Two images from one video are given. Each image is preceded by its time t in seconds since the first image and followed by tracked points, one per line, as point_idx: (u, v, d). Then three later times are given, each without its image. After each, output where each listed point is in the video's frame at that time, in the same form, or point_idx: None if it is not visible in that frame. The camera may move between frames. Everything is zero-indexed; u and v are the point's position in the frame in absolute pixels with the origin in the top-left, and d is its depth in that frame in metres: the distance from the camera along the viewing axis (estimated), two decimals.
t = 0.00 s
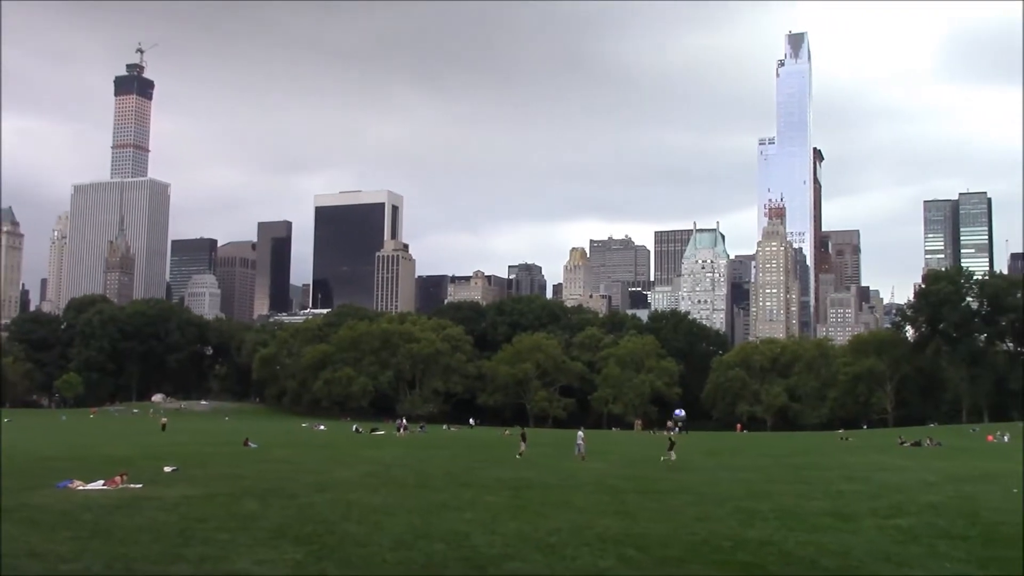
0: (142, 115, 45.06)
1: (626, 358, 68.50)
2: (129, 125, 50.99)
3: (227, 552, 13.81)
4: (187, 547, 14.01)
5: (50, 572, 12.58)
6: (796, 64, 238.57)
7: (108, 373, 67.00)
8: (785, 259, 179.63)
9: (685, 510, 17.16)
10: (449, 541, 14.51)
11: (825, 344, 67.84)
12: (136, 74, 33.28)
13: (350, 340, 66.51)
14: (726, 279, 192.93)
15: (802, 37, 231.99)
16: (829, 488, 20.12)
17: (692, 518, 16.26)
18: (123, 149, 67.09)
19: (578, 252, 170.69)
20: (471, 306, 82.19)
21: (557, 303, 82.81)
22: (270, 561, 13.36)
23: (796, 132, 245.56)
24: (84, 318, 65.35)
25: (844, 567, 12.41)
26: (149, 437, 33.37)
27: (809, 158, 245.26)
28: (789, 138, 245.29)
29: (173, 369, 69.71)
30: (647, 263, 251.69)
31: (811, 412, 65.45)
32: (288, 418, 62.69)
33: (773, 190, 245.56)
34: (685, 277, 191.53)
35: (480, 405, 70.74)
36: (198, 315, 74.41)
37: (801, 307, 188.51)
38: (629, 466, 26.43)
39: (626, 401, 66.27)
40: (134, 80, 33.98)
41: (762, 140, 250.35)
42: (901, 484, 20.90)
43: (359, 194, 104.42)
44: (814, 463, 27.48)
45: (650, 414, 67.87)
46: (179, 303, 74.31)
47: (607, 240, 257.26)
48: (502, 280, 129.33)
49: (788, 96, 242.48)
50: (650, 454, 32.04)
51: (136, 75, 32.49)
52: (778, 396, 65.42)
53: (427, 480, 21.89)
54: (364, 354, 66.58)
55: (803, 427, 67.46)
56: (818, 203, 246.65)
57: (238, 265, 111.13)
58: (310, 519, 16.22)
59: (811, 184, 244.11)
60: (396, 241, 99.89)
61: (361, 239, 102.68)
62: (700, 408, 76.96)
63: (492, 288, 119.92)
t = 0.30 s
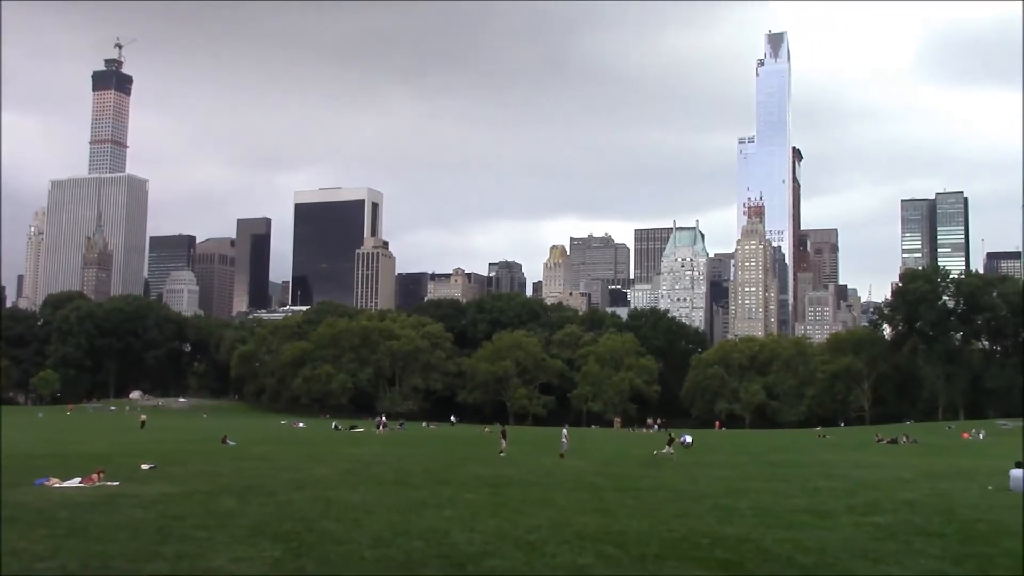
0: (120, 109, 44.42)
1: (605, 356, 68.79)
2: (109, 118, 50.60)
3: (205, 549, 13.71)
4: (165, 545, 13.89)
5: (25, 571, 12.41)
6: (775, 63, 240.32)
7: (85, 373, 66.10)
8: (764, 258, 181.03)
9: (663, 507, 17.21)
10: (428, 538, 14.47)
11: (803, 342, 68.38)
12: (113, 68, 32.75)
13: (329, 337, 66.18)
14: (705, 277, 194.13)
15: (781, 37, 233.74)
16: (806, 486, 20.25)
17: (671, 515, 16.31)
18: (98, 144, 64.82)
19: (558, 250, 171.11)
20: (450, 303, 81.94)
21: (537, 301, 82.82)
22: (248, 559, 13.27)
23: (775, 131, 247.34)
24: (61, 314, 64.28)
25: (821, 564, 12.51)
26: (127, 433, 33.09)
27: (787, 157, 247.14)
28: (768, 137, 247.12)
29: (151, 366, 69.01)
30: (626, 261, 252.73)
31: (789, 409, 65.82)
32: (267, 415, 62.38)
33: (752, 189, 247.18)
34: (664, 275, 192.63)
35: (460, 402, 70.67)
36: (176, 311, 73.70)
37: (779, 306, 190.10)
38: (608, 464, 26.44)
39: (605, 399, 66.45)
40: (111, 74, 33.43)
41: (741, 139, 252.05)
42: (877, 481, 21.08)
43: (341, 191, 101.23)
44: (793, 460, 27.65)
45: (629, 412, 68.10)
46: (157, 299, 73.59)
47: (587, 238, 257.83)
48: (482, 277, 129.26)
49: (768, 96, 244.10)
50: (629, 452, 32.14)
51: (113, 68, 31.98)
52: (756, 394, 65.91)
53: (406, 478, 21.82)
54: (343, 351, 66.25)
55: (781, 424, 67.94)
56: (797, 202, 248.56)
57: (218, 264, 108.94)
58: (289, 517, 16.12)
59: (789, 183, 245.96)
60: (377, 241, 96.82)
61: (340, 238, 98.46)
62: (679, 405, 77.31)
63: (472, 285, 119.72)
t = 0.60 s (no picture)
0: (89, 103, 43.34)
1: (577, 353, 69.03)
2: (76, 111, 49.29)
3: (173, 546, 13.54)
4: (132, 542, 13.71)
5: None
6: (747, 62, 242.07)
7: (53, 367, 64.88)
8: (735, 256, 182.21)
9: (633, 503, 17.30)
10: (397, 535, 14.42)
11: (773, 340, 68.95)
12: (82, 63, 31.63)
13: (300, 334, 65.73)
14: (676, 275, 195.36)
15: (752, 36, 234.88)
16: (774, 482, 20.45)
17: (641, 511, 16.39)
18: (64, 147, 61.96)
19: (529, 247, 171.09)
20: (422, 300, 81.68)
21: (508, 297, 82.91)
22: (216, 556, 13.14)
23: (746, 129, 248.71)
24: (26, 311, 61.06)
25: (788, 559, 12.64)
26: (94, 431, 32.67)
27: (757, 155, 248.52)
28: (739, 135, 248.55)
29: (118, 362, 68.27)
30: (598, 258, 253.66)
31: (758, 406, 66.38)
32: (236, 412, 61.83)
33: (723, 187, 248.19)
34: (636, 272, 193.72)
35: (431, 399, 70.41)
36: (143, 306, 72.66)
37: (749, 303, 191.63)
38: (578, 461, 26.54)
39: (576, 396, 66.60)
40: (79, 67, 32.45)
41: (712, 137, 253.61)
42: (844, 477, 21.35)
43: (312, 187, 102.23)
44: (762, 457, 27.93)
45: (600, 409, 68.34)
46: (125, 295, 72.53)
47: (559, 235, 258.18)
48: (453, 274, 129.02)
49: (739, 94, 245.79)
50: (600, 448, 32.30)
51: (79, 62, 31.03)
52: (726, 390, 66.47)
53: (376, 475, 21.73)
54: (314, 348, 65.81)
55: (751, 421, 68.40)
56: (767, 200, 250.77)
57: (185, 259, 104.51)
58: (259, 514, 15.97)
59: (760, 181, 247.45)
60: (348, 238, 97.76)
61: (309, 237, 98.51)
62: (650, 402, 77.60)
63: (444, 281, 119.39)
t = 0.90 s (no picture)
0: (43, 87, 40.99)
1: (539, 349, 69.22)
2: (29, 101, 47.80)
3: (129, 545, 13.25)
4: (88, 540, 13.41)
5: None
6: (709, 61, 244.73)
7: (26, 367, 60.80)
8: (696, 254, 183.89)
9: (595, 500, 17.35)
10: (359, 532, 14.30)
11: (733, 338, 69.66)
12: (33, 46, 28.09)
13: (260, 331, 65.08)
14: (638, 272, 196.95)
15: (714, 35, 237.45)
16: (733, 477, 20.63)
17: (603, 507, 16.44)
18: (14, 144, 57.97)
19: (492, 244, 170.82)
20: (384, 296, 81.21)
21: (471, 294, 82.79)
22: (173, 555, 12.89)
23: (707, 128, 251.57)
24: None
25: (747, 554, 12.77)
26: (48, 427, 31.96)
27: (718, 153, 251.44)
28: (700, 134, 251.43)
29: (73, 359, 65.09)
30: (560, 255, 254.60)
31: (718, 403, 67.10)
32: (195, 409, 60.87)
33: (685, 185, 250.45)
34: (598, 269, 195.02)
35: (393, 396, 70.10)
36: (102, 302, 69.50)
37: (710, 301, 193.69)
38: (540, 457, 26.57)
39: (538, 392, 66.78)
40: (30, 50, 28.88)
41: (674, 135, 256.13)
42: (802, 473, 21.65)
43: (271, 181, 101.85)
44: (722, 453, 28.25)
45: (562, 405, 68.63)
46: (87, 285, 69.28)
47: (522, 232, 258.40)
48: (415, 270, 128.73)
49: (701, 93, 248.33)
50: (562, 445, 32.38)
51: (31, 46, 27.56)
52: (687, 387, 67.07)
53: (338, 472, 21.50)
54: (275, 344, 65.10)
55: (711, 418, 69.11)
56: (728, 198, 253.78)
57: (143, 254, 82.94)
58: (217, 512, 15.72)
59: (721, 180, 250.29)
60: (309, 233, 97.27)
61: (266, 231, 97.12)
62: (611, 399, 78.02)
63: (406, 277, 118.83)
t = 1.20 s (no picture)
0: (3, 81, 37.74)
1: (512, 345, 69.31)
2: None
3: (99, 543, 13.08)
4: (57, 538, 13.20)
5: None
6: (681, 57, 245.57)
7: (51, 375, 56.76)
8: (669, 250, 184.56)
9: (567, 495, 17.38)
10: (331, 528, 14.21)
11: (705, 333, 70.10)
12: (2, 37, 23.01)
13: (232, 326, 64.40)
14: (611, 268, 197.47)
15: (687, 32, 237.92)
16: (705, 472, 20.78)
17: (574, 503, 16.48)
18: None
19: (465, 239, 170.06)
20: (356, 292, 80.74)
21: (443, 290, 82.59)
22: (143, 552, 12.74)
23: (679, 125, 252.52)
24: None
25: (718, 548, 12.87)
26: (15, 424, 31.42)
27: (690, 150, 252.44)
28: (673, 130, 252.46)
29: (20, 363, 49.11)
30: (533, 251, 254.52)
31: (690, 398, 67.54)
32: (166, 405, 60.06)
33: (657, 181, 251.17)
34: (571, 265, 195.30)
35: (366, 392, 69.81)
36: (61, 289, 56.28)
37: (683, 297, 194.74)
38: (513, 453, 26.55)
39: (511, 387, 66.87)
40: None
41: (647, 131, 256.93)
42: (773, 468, 21.84)
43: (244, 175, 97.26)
44: (693, 449, 28.42)
45: (535, 401, 68.70)
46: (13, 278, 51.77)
47: (495, 228, 257.92)
48: (388, 266, 128.05)
49: (673, 90, 249.21)
50: (536, 440, 32.36)
51: None
52: (659, 382, 67.46)
53: (310, 468, 21.31)
54: (246, 340, 64.48)
55: (682, 414, 69.58)
56: (700, 194, 255.16)
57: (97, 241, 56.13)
58: (188, 509, 15.55)
59: (693, 176, 251.36)
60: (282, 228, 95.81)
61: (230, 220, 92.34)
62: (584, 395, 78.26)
63: (378, 273, 118.19)
